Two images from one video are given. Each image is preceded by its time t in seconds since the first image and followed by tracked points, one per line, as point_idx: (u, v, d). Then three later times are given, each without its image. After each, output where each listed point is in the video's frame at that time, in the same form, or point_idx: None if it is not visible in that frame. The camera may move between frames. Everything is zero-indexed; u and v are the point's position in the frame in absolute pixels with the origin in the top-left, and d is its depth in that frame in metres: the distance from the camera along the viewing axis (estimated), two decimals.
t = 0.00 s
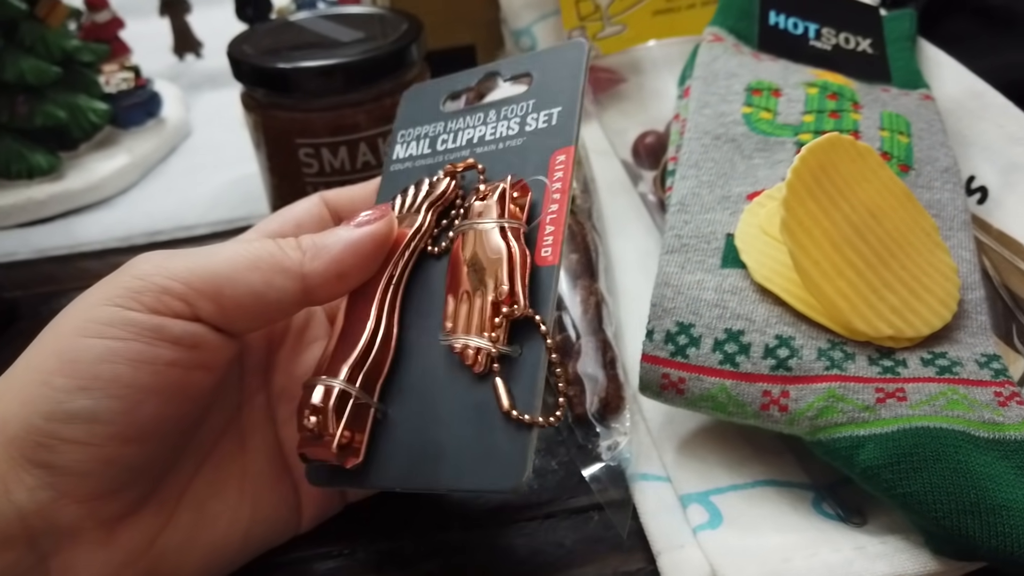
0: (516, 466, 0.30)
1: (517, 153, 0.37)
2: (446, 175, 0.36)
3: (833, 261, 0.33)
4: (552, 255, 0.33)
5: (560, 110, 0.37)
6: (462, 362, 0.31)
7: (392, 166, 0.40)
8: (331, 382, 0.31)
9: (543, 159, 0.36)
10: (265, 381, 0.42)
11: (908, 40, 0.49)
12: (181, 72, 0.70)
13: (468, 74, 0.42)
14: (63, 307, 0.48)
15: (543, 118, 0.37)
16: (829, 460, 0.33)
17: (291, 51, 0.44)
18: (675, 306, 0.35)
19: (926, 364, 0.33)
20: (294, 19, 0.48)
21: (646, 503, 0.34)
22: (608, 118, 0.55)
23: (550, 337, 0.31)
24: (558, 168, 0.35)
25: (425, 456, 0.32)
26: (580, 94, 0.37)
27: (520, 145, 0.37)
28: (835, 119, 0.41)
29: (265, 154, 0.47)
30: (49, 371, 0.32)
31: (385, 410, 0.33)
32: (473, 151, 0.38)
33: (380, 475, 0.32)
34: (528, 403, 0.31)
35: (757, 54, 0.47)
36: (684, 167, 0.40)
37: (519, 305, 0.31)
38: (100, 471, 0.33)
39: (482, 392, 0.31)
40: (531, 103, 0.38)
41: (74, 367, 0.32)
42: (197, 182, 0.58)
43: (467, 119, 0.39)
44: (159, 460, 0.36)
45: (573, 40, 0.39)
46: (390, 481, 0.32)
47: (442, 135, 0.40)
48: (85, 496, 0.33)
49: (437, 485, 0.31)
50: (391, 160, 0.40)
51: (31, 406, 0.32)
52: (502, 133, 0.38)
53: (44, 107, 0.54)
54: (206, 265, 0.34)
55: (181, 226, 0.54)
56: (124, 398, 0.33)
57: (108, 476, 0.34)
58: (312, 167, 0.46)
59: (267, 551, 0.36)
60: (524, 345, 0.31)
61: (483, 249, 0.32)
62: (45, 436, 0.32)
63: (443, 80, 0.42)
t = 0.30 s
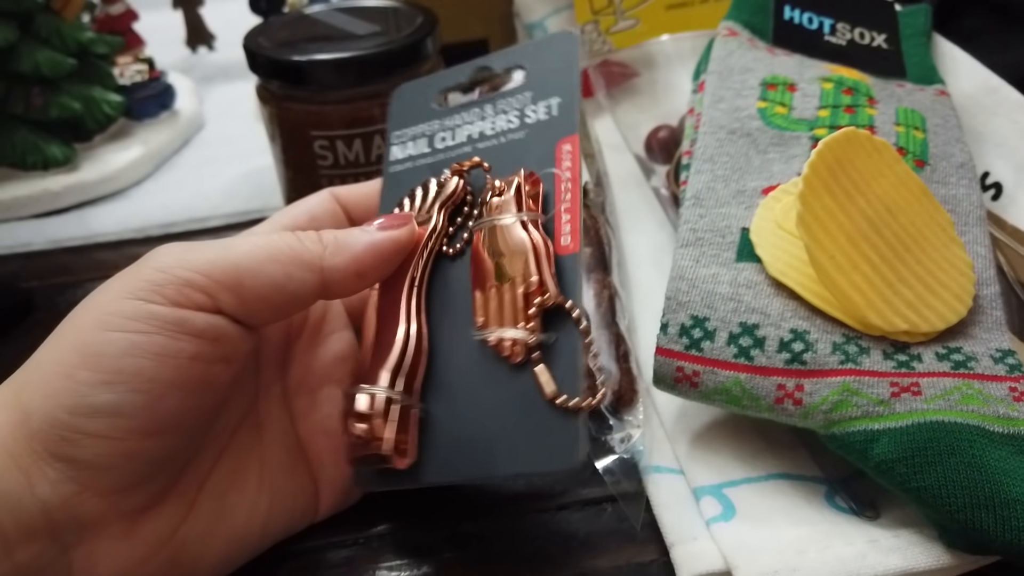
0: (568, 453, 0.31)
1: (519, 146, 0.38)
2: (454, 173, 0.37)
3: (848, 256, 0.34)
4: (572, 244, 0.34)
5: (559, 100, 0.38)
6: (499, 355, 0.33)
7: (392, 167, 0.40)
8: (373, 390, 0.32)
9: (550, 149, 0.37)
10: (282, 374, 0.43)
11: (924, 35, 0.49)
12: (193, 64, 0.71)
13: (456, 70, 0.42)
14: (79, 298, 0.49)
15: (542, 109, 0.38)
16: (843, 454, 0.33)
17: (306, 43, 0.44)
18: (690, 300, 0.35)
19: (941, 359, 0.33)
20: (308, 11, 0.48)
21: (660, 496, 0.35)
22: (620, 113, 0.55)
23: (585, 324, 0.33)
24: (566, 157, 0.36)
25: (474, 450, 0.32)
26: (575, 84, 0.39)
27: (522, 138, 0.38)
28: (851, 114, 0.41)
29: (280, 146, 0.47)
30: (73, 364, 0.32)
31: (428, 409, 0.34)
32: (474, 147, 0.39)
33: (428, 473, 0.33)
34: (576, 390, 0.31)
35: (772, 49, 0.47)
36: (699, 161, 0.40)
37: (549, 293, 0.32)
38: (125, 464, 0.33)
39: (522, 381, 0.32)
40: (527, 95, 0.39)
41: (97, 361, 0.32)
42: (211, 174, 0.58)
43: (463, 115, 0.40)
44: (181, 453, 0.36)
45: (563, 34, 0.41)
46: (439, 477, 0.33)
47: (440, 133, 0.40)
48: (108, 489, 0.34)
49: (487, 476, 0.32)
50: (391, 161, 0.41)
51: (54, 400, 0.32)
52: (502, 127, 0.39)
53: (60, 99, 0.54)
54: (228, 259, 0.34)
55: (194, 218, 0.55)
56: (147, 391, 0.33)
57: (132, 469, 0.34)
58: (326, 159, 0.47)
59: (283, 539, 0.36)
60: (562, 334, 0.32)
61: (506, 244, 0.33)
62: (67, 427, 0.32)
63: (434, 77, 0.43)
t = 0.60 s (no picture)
0: (621, 425, 0.34)
1: (509, 131, 0.38)
2: (450, 162, 0.37)
3: (854, 250, 0.33)
4: (585, 225, 0.36)
5: (542, 84, 0.38)
6: (530, 339, 0.35)
7: (370, 159, 0.40)
8: (415, 388, 0.33)
9: (544, 134, 0.37)
10: (284, 367, 0.42)
11: (932, 28, 0.48)
12: (198, 57, 0.71)
13: (423, 56, 0.41)
14: (81, 290, 0.49)
15: (526, 93, 0.38)
16: (848, 450, 0.32)
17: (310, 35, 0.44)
18: (694, 294, 0.35)
19: (947, 355, 0.33)
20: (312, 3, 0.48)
21: (662, 491, 0.34)
22: (626, 107, 0.55)
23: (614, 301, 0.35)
24: (562, 141, 0.37)
25: (520, 432, 0.34)
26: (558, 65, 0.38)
27: (510, 124, 0.38)
28: (858, 108, 0.41)
29: (284, 139, 0.47)
30: (75, 359, 0.32)
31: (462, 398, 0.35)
32: (459, 134, 0.39)
33: (477, 460, 0.34)
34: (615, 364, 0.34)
35: (779, 42, 0.46)
36: (704, 154, 0.40)
37: (578, 276, 0.34)
38: (128, 458, 0.33)
39: (558, 361, 0.35)
40: (507, 79, 0.39)
41: (100, 355, 0.32)
42: (215, 167, 0.58)
43: (440, 102, 0.40)
44: (184, 447, 0.36)
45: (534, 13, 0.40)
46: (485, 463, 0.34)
47: (417, 121, 0.40)
48: (109, 482, 0.34)
49: (539, 452, 0.34)
50: (366, 154, 0.40)
51: (56, 394, 0.32)
52: (486, 113, 0.39)
53: (63, 91, 0.54)
54: (232, 256, 0.34)
55: (198, 212, 0.54)
56: (150, 386, 0.33)
57: (136, 463, 0.34)
58: (329, 152, 0.46)
59: (284, 533, 0.37)
60: (592, 314, 0.35)
61: (528, 232, 0.34)
62: (69, 422, 0.32)
63: (397, 62, 0.41)
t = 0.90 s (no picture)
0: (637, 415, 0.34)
1: (515, 122, 0.38)
2: (458, 153, 0.37)
3: (861, 245, 0.33)
4: (597, 218, 0.36)
5: (549, 74, 0.38)
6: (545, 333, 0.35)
7: (370, 148, 0.39)
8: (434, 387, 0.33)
9: (553, 126, 0.38)
10: (288, 362, 0.43)
11: (940, 23, 0.47)
12: (203, 52, 0.70)
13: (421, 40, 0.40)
14: (85, 284, 0.49)
15: (532, 82, 0.38)
16: (854, 446, 0.32)
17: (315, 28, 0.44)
18: (700, 289, 0.34)
19: (955, 351, 0.32)
20: None
21: (668, 487, 0.34)
22: (631, 102, 0.55)
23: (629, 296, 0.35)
24: (572, 133, 0.37)
25: (539, 425, 0.34)
26: (564, 55, 0.39)
27: (517, 114, 0.38)
28: (865, 102, 0.40)
29: (289, 133, 0.47)
30: (78, 353, 0.32)
31: (479, 394, 0.35)
32: (463, 123, 0.39)
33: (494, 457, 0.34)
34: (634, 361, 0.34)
35: (786, 36, 0.46)
36: (710, 149, 0.39)
37: (596, 271, 0.34)
38: (130, 452, 0.33)
39: (574, 356, 0.35)
40: (512, 67, 0.39)
41: (103, 349, 0.32)
42: (219, 161, 0.58)
43: (441, 89, 0.39)
44: (187, 442, 0.36)
45: None
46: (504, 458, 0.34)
47: (418, 108, 0.39)
48: (112, 476, 0.34)
49: (556, 444, 0.34)
50: (365, 141, 0.39)
51: (58, 388, 0.32)
52: (491, 101, 0.39)
53: (68, 85, 0.54)
54: (236, 250, 0.34)
55: (202, 206, 0.54)
56: (153, 381, 0.33)
57: (138, 458, 0.34)
58: (334, 146, 0.46)
59: (286, 528, 0.37)
60: (609, 309, 0.35)
61: (544, 226, 0.35)
62: (72, 416, 0.32)
63: (393, 47, 0.41)
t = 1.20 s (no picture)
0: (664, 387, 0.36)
1: (524, 89, 0.36)
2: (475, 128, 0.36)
3: (897, 235, 0.33)
4: (616, 192, 0.36)
5: (558, 37, 0.36)
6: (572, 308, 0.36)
7: (368, 115, 0.36)
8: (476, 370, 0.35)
9: (565, 94, 0.36)
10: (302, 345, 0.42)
11: (968, 11, 0.46)
12: (215, 42, 0.70)
13: None
14: (101, 274, 0.48)
15: (541, 45, 0.36)
16: (889, 440, 0.32)
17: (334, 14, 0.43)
18: (731, 280, 0.34)
19: (992, 343, 0.32)
20: None
21: (697, 480, 0.34)
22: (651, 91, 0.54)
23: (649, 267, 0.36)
24: (586, 104, 0.36)
25: (570, 398, 0.36)
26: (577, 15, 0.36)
27: (526, 80, 0.36)
28: (896, 91, 0.40)
29: (308, 122, 0.46)
30: (105, 342, 0.32)
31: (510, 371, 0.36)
32: (470, 90, 0.36)
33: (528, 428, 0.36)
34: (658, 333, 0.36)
35: (812, 24, 0.45)
36: (737, 138, 0.39)
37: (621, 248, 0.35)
38: (158, 442, 0.33)
39: (603, 331, 0.36)
40: (519, 27, 0.36)
41: (131, 339, 0.32)
42: (234, 151, 0.58)
43: (442, 50, 0.36)
44: (210, 431, 0.35)
45: None
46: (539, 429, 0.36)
47: (419, 71, 0.36)
48: (138, 468, 0.33)
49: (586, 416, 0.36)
50: (363, 108, 0.36)
51: (86, 378, 0.31)
52: (498, 66, 0.36)
53: (83, 74, 0.53)
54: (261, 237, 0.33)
55: (219, 195, 0.54)
56: (181, 370, 0.32)
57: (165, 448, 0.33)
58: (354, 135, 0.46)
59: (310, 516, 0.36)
60: (632, 281, 0.36)
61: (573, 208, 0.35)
62: (99, 406, 0.31)
63: None
